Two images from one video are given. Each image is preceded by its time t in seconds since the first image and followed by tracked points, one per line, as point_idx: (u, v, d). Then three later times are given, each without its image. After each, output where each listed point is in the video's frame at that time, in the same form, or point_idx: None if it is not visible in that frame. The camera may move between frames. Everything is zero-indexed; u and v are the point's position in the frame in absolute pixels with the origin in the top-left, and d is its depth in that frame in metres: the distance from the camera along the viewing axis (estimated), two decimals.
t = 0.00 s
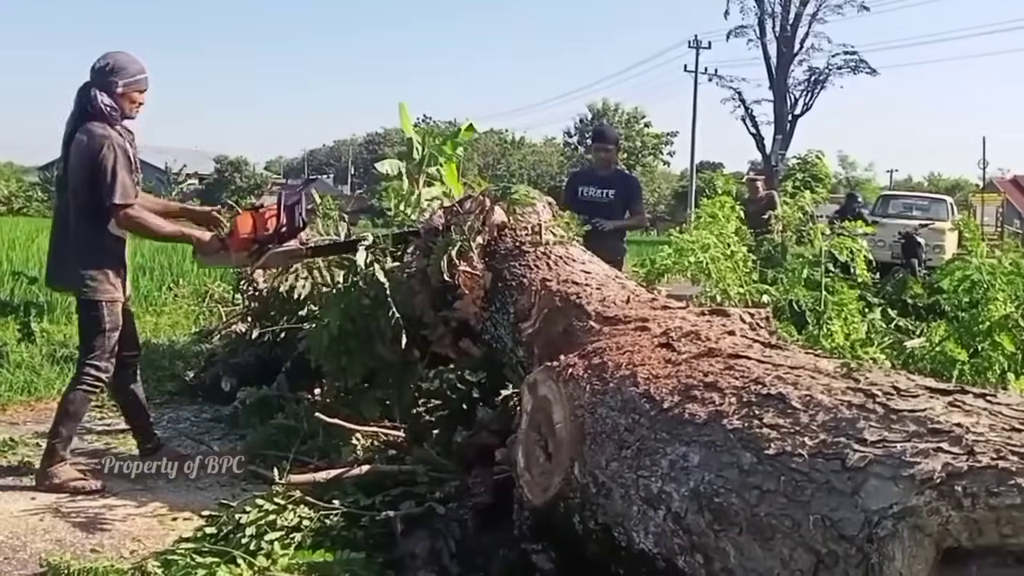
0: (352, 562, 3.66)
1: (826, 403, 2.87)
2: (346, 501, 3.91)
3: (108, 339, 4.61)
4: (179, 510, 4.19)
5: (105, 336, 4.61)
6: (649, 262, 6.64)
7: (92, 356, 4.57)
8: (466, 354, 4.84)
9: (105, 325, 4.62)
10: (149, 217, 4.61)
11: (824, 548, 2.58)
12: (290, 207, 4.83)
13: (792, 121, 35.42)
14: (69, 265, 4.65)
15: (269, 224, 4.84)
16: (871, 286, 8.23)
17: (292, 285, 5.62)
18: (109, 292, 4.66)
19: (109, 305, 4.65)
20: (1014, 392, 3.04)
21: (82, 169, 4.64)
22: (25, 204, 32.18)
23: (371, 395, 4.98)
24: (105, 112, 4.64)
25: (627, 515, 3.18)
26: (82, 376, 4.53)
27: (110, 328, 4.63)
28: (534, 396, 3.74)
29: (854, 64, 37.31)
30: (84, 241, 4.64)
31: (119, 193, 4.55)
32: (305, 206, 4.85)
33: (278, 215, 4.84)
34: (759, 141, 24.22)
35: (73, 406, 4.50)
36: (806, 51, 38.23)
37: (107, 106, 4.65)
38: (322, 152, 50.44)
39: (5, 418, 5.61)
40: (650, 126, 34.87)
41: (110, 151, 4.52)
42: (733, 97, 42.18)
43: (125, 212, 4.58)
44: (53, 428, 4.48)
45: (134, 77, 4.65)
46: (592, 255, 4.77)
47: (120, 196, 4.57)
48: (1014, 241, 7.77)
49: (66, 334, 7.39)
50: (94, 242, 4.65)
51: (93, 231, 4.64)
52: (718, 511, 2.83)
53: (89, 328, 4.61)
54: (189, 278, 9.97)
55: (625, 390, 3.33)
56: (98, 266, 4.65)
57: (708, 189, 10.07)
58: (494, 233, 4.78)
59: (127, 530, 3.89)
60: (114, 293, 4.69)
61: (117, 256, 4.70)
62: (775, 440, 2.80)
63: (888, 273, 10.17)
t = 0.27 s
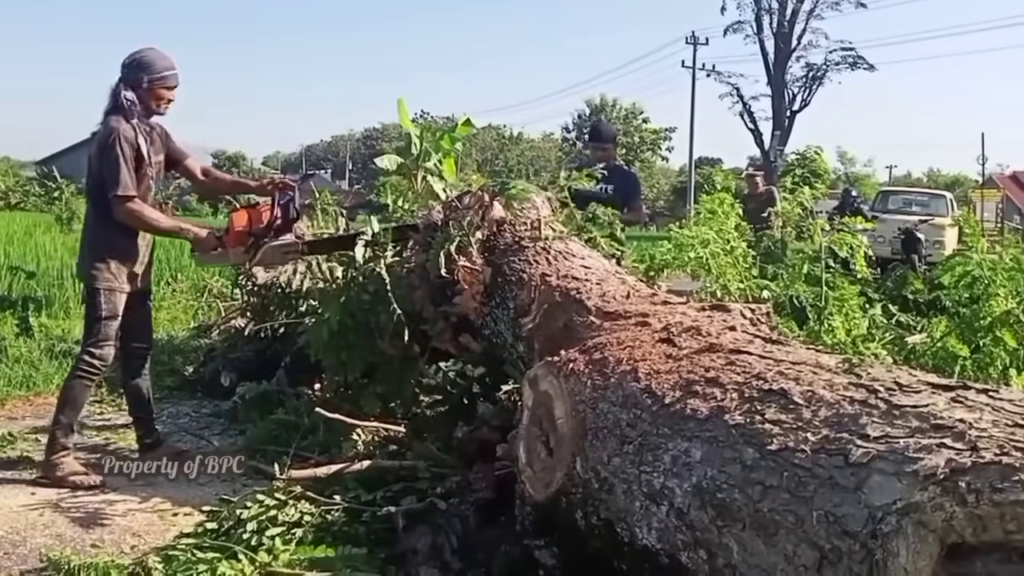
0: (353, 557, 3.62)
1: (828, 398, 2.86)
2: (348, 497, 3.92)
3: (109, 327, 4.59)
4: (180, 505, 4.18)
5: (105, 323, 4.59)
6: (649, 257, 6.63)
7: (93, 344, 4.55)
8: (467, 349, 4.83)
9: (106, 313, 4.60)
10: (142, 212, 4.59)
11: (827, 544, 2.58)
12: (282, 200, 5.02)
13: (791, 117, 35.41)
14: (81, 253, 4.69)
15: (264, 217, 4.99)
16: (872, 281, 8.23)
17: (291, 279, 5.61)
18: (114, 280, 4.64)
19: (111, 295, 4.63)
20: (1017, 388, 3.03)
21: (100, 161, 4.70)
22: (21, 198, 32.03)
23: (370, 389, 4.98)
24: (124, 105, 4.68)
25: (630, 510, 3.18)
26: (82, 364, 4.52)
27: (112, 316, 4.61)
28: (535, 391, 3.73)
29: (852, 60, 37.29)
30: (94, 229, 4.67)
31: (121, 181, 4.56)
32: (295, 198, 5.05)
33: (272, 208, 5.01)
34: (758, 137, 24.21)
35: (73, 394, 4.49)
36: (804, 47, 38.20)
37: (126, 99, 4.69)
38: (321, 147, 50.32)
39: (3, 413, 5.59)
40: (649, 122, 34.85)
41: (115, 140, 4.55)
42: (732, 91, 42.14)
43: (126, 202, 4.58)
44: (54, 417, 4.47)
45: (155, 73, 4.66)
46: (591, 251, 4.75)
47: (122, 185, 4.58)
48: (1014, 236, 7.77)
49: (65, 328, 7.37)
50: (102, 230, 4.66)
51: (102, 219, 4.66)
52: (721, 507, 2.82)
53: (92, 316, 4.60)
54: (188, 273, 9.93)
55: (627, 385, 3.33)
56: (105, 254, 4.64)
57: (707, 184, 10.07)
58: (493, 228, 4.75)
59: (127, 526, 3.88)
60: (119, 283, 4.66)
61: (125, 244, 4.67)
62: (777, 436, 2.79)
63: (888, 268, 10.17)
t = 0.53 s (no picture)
0: (359, 558, 3.59)
1: (840, 397, 2.82)
2: (353, 497, 3.88)
3: (121, 326, 4.57)
4: (183, 505, 4.15)
5: (113, 322, 4.56)
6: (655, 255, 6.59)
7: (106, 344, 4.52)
8: (473, 348, 4.80)
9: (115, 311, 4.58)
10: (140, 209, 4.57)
11: (841, 545, 2.54)
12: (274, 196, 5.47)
13: (794, 115, 35.33)
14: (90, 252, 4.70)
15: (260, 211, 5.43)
16: (877, 280, 8.19)
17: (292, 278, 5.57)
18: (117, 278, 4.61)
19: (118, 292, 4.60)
20: None
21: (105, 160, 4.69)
22: (24, 198, 32.02)
23: (374, 389, 4.95)
24: (126, 103, 4.62)
25: (639, 510, 3.14)
26: (96, 364, 4.50)
27: (122, 314, 4.58)
28: (542, 390, 3.69)
29: (856, 58, 37.19)
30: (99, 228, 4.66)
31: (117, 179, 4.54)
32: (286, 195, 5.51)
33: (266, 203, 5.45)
34: (761, 135, 24.13)
35: (89, 394, 4.47)
36: (807, 45, 38.11)
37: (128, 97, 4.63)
38: (323, 146, 50.29)
39: (4, 413, 5.56)
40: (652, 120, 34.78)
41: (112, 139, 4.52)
42: (735, 89, 42.06)
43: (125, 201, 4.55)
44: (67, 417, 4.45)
45: (152, 70, 4.54)
46: (597, 249, 4.70)
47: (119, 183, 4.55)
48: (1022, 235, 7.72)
49: (66, 328, 7.34)
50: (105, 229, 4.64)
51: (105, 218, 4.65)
52: (732, 507, 2.79)
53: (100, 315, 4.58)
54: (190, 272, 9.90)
55: (635, 384, 3.28)
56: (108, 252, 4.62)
57: (711, 183, 10.03)
58: (499, 225, 4.70)
59: (130, 526, 3.85)
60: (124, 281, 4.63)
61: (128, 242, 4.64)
62: (789, 435, 2.75)
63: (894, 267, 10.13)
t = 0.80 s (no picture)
0: (367, 557, 3.55)
1: (856, 395, 2.78)
2: (360, 496, 3.85)
3: (128, 327, 4.55)
4: (188, 505, 4.12)
5: (119, 325, 4.53)
6: (662, 251, 6.55)
7: (113, 347, 4.51)
8: (481, 346, 4.75)
9: (122, 314, 4.56)
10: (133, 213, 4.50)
11: (857, 543, 2.50)
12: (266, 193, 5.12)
13: (797, 110, 35.22)
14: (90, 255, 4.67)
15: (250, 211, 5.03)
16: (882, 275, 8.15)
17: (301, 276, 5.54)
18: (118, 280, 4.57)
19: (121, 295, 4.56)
20: None
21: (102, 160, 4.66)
22: (25, 196, 31.98)
23: (379, 386, 4.90)
24: (118, 102, 4.58)
25: (651, 509, 3.10)
26: (103, 364, 4.47)
27: (126, 316, 4.56)
28: (552, 388, 3.65)
29: (859, 52, 37.05)
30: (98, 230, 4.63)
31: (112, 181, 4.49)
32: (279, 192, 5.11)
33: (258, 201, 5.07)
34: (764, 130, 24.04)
35: (92, 395, 4.45)
36: (810, 39, 37.99)
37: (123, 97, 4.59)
38: (323, 142, 50.21)
39: (8, 413, 5.54)
40: (654, 116, 34.69)
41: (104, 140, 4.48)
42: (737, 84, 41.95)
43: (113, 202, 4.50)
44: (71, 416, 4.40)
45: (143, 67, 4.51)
46: (607, 245, 4.69)
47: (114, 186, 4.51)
48: None
49: (69, 326, 7.30)
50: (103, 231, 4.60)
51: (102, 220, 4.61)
52: (746, 505, 2.74)
53: (106, 318, 4.55)
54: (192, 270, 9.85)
55: (648, 382, 3.26)
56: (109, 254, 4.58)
57: (715, 178, 9.99)
58: (509, 222, 4.71)
59: (135, 527, 3.82)
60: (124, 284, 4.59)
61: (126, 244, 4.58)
62: (804, 433, 2.71)
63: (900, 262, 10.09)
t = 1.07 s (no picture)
0: (376, 561, 3.57)
1: (871, 402, 2.75)
2: (369, 499, 3.85)
3: (122, 331, 4.52)
4: (196, 507, 4.12)
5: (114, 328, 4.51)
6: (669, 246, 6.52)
7: (110, 351, 4.49)
8: (489, 345, 4.72)
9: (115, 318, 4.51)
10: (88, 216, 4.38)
11: (869, 555, 2.50)
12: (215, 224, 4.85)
13: (800, 98, 35.05)
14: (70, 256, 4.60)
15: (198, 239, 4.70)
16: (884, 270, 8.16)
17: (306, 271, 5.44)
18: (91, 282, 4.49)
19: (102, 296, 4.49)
20: None
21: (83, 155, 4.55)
22: (24, 185, 31.86)
23: (386, 386, 4.97)
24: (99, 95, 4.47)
25: (661, 515, 3.09)
26: (105, 370, 4.45)
27: (117, 319, 4.51)
28: (562, 391, 3.64)
29: (863, 39, 36.81)
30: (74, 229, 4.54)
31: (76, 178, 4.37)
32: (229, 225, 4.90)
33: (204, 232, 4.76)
34: (767, 118, 23.91)
35: (94, 401, 4.41)
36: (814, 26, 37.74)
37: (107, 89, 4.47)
38: (324, 130, 49.97)
39: (14, 411, 5.53)
40: (657, 103, 34.51)
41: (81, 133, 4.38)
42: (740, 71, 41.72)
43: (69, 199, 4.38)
44: (78, 426, 4.36)
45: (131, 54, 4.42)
46: (618, 242, 4.69)
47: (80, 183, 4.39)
48: None
49: (72, 321, 7.27)
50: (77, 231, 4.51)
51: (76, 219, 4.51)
52: (758, 515, 2.73)
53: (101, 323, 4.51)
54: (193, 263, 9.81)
55: (660, 386, 3.24)
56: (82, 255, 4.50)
57: (720, 169, 9.95)
58: (521, 219, 4.67)
59: (143, 529, 3.82)
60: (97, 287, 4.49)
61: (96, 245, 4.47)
62: (818, 441, 2.68)
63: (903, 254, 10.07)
